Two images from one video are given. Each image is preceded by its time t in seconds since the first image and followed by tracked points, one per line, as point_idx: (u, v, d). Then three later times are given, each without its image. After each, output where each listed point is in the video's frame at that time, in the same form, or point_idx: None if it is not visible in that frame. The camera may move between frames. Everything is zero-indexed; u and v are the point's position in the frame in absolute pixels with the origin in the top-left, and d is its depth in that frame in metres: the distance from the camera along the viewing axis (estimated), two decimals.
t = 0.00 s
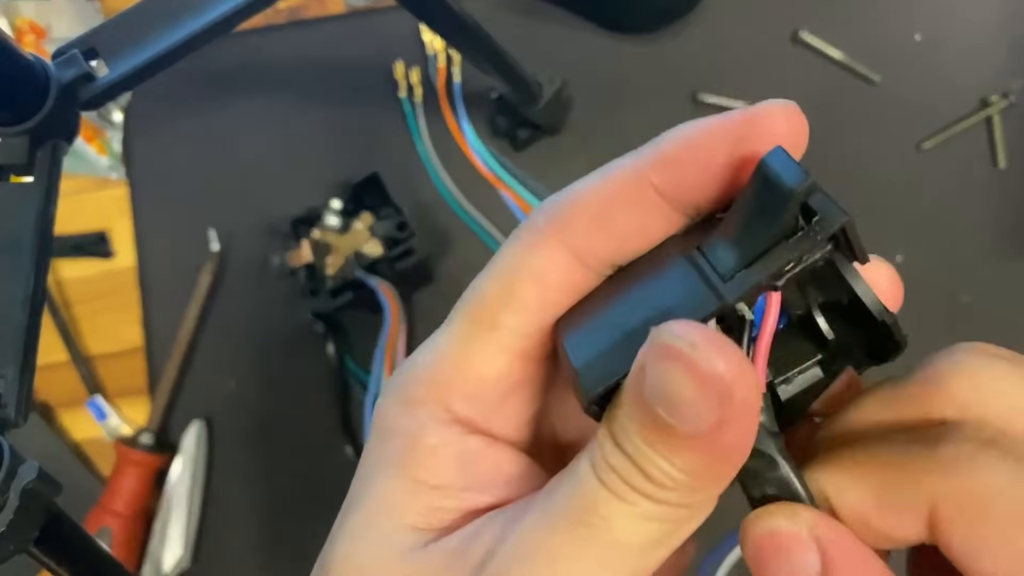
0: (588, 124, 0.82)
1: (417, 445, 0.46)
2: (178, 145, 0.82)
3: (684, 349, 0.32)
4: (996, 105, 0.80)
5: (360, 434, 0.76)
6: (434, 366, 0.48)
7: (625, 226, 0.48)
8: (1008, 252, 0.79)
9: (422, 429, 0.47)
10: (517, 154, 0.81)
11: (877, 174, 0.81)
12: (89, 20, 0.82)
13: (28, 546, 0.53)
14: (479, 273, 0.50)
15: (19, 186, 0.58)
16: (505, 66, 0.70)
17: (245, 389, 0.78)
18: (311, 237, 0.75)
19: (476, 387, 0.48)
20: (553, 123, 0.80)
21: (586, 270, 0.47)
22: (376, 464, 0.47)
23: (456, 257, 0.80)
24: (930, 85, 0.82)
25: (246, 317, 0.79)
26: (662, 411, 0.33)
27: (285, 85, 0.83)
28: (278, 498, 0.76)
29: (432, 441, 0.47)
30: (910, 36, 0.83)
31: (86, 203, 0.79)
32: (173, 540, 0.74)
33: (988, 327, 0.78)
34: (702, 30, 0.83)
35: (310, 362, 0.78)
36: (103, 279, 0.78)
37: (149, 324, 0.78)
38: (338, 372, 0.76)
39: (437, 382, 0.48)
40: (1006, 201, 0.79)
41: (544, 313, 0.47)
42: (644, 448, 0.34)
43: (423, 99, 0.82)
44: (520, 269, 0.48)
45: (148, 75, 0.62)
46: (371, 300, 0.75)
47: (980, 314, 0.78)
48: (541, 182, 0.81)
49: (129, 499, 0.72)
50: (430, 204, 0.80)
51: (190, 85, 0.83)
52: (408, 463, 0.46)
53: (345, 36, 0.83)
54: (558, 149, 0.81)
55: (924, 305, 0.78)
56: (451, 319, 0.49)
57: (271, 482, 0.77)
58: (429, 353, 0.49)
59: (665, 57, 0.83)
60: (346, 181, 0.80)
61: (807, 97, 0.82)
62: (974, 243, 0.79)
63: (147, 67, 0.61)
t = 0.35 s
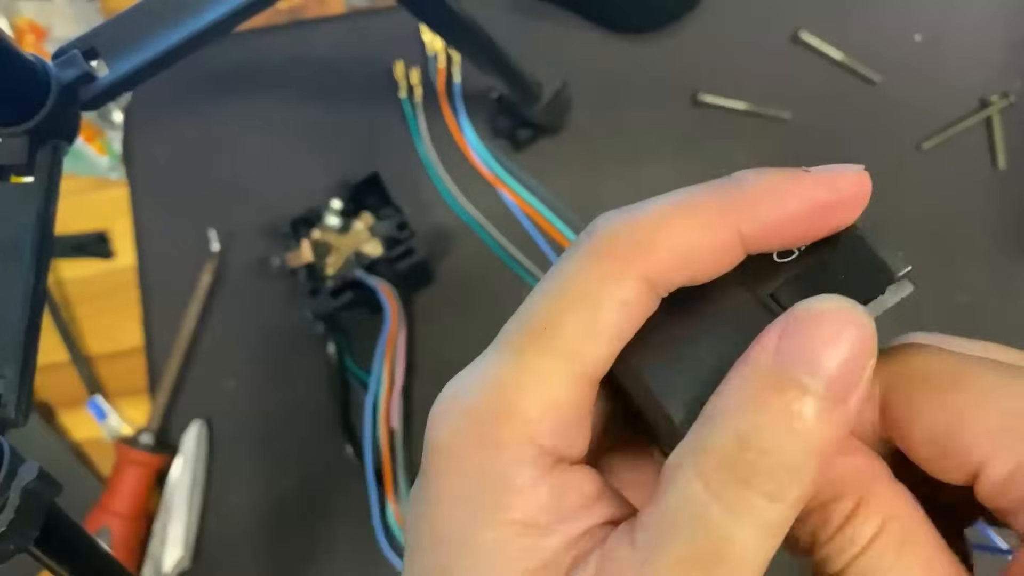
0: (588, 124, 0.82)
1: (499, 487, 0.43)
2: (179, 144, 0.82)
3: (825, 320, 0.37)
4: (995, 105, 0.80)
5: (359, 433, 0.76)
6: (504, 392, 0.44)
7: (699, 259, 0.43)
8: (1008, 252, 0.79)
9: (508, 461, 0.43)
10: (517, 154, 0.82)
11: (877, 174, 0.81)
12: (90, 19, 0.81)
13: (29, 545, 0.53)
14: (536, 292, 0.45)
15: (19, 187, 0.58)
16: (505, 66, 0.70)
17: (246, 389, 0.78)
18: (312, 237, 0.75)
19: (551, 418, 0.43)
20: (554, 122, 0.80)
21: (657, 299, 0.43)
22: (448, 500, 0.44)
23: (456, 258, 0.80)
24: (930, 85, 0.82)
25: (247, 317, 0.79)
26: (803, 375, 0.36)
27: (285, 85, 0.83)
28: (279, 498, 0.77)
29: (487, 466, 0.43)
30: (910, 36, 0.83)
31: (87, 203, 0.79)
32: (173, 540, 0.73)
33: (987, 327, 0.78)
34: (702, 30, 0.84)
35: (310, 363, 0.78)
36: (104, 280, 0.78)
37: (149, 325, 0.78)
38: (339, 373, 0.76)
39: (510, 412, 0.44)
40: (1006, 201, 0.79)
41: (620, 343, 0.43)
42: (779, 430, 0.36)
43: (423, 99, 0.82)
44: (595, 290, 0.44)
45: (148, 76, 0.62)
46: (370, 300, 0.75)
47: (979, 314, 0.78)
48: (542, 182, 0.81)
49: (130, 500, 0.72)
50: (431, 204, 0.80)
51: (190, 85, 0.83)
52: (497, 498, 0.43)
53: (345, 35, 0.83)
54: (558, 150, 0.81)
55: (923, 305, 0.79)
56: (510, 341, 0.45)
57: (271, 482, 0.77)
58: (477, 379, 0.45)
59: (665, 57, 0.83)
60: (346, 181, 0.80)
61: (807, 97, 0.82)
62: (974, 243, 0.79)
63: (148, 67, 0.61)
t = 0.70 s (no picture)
0: (588, 124, 0.82)
1: (507, 423, 0.44)
2: (179, 145, 0.82)
3: (781, 251, 0.38)
4: (995, 105, 0.80)
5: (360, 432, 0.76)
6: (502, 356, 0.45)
7: (669, 238, 0.44)
8: (1007, 251, 0.79)
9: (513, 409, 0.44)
10: (517, 154, 0.82)
11: (876, 174, 0.81)
12: (90, 19, 0.81)
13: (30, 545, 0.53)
14: (532, 269, 0.47)
15: (21, 187, 0.58)
16: (505, 67, 0.70)
17: (246, 388, 0.78)
18: (312, 237, 0.75)
19: (552, 371, 0.44)
20: (553, 123, 0.80)
21: (640, 270, 0.44)
22: (463, 459, 0.44)
23: (457, 257, 0.80)
24: (928, 85, 0.82)
25: (246, 317, 0.79)
26: (767, 299, 0.37)
27: (286, 85, 0.83)
28: (279, 496, 0.77)
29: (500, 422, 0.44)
30: (909, 36, 0.83)
31: (88, 203, 0.79)
32: (173, 539, 0.73)
33: (986, 327, 0.78)
34: (702, 30, 0.84)
35: (310, 363, 0.78)
36: (104, 280, 0.78)
37: (150, 325, 0.79)
38: (339, 372, 0.76)
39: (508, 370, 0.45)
40: (1004, 201, 0.80)
41: (612, 303, 0.44)
42: (746, 349, 0.37)
43: (423, 99, 0.82)
44: (583, 260, 0.45)
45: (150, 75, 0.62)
46: (371, 300, 0.75)
47: (978, 313, 0.78)
48: (542, 182, 0.81)
49: (131, 499, 0.72)
50: (431, 204, 0.81)
51: (191, 85, 0.83)
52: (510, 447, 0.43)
53: (346, 36, 0.84)
54: (558, 149, 0.82)
55: (922, 304, 0.79)
56: (506, 311, 0.46)
57: (272, 481, 0.77)
58: (483, 342, 0.46)
59: (665, 57, 0.83)
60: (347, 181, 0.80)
61: (807, 97, 0.82)
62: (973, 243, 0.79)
63: (148, 67, 0.61)
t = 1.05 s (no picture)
0: (588, 125, 0.83)
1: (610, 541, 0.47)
2: (180, 146, 0.82)
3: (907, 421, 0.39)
4: (993, 105, 0.81)
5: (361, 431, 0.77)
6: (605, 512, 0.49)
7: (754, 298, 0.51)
8: (1003, 251, 0.80)
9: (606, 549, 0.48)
10: (517, 155, 0.82)
11: (874, 175, 0.81)
12: (93, 23, 0.83)
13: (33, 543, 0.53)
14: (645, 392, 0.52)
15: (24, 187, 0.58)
16: (506, 69, 0.71)
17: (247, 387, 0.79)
18: (312, 237, 0.74)
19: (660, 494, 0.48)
20: (554, 125, 0.80)
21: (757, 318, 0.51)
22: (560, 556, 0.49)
23: (457, 257, 0.80)
24: (926, 87, 0.83)
25: (248, 317, 0.80)
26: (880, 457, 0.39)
27: (287, 86, 0.83)
28: (281, 495, 0.77)
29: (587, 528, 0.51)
30: (907, 38, 0.84)
31: (89, 204, 0.79)
32: (175, 537, 0.74)
33: (983, 327, 0.79)
34: (701, 31, 0.84)
35: (311, 363, 0.79)
36: (106, 280, 0.79)
37: (152, 325, 0.79)
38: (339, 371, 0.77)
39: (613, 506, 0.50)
40: (1001, 201, 0.80)
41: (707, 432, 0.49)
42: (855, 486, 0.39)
43: (424, 100, 0.82)
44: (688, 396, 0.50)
45: (153, 76, 0.62)
46: (371, 299, 0.76)
47: (975, 313, 0.79)
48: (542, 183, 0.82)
49: (133, 498, 0.72)
50: (431, 204, 0.81)
51: (192, 86, 0.84)
52: None
53: (347, 37, 0.84)
54: (558, 150, 0.82)
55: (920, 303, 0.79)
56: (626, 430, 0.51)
57: (272, 481, 0.78)
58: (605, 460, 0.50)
59: (665, 58, 0.84)
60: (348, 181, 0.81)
61: (805, 98, 0.83)
62: (970, 243, 0.80)
63: (150, 68, 0.61)
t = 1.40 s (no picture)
0: (587, 127, 0.83)
1: None
2: (183, 147, 0.83)
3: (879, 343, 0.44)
4: (988, 107, 0.81)
5: (361, 430, 0.77)
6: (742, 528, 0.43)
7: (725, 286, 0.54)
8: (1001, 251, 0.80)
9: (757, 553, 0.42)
10: (517, 156, 0.83)
11: (871, 176, 0.82)
12: (95, 25, 0.82)
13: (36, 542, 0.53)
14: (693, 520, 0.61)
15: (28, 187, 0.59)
16: (505, 71, 0.71)
17: (249, 387, 0.79)
18: (314, 238, 0.74)
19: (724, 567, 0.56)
20: (553, 126, 0.81)
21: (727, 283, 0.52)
22: None
23: (457, 258, 0.81)
24: (922, 89, 0.83)
25: (250, 316, 0.80)
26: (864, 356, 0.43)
27: (289, 88, 0.84)
28: (282, 494, 0.78)
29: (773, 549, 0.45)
30: (904, 40, 0.84)
31: (93, 205, 0.80)
32: (177, 535, 0.75)
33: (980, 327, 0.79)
34: (700, 33, 0.85)
35: (312, 363, 0.79)
36: (110, 280, 0.80)
37: (154, 324, 0.80)
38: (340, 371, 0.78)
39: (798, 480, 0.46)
40: (997, 202, 0.81)
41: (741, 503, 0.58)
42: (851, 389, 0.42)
43: (424, 102, 0.83)
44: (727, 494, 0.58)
45: (156, 78, 0.63)
46: (372, 298, 0.77)
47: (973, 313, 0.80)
48: (542, 184, 0.82)
49: (136, 496, 0.72)
50: (432, 205, 0.82)
51: (194, 88, 0.84)
52: None
53: (348, 39, 0.85)
54: (557, 151, 0.83)
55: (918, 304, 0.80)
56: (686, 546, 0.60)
57: (274, 479, 0.78)
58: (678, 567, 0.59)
59: (663, 61, 0.84)
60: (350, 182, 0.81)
61: (803, 100, 0.83)
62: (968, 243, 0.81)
63: (152, 70, 0.62)
